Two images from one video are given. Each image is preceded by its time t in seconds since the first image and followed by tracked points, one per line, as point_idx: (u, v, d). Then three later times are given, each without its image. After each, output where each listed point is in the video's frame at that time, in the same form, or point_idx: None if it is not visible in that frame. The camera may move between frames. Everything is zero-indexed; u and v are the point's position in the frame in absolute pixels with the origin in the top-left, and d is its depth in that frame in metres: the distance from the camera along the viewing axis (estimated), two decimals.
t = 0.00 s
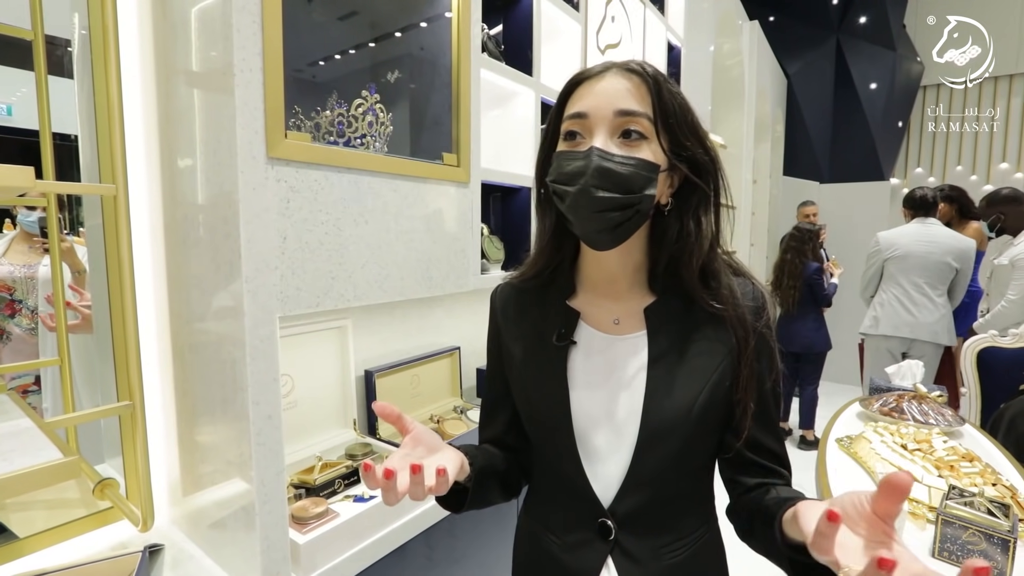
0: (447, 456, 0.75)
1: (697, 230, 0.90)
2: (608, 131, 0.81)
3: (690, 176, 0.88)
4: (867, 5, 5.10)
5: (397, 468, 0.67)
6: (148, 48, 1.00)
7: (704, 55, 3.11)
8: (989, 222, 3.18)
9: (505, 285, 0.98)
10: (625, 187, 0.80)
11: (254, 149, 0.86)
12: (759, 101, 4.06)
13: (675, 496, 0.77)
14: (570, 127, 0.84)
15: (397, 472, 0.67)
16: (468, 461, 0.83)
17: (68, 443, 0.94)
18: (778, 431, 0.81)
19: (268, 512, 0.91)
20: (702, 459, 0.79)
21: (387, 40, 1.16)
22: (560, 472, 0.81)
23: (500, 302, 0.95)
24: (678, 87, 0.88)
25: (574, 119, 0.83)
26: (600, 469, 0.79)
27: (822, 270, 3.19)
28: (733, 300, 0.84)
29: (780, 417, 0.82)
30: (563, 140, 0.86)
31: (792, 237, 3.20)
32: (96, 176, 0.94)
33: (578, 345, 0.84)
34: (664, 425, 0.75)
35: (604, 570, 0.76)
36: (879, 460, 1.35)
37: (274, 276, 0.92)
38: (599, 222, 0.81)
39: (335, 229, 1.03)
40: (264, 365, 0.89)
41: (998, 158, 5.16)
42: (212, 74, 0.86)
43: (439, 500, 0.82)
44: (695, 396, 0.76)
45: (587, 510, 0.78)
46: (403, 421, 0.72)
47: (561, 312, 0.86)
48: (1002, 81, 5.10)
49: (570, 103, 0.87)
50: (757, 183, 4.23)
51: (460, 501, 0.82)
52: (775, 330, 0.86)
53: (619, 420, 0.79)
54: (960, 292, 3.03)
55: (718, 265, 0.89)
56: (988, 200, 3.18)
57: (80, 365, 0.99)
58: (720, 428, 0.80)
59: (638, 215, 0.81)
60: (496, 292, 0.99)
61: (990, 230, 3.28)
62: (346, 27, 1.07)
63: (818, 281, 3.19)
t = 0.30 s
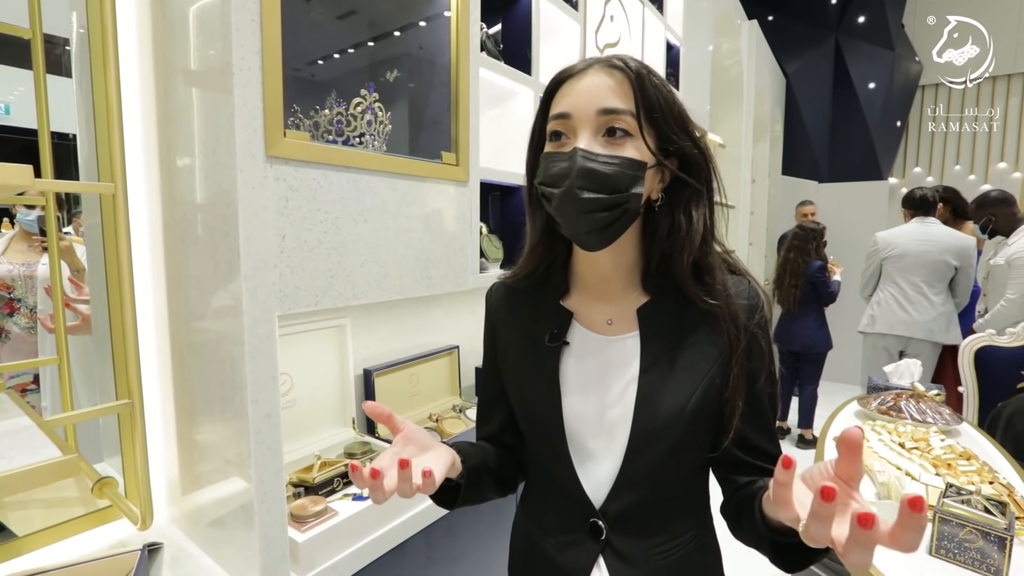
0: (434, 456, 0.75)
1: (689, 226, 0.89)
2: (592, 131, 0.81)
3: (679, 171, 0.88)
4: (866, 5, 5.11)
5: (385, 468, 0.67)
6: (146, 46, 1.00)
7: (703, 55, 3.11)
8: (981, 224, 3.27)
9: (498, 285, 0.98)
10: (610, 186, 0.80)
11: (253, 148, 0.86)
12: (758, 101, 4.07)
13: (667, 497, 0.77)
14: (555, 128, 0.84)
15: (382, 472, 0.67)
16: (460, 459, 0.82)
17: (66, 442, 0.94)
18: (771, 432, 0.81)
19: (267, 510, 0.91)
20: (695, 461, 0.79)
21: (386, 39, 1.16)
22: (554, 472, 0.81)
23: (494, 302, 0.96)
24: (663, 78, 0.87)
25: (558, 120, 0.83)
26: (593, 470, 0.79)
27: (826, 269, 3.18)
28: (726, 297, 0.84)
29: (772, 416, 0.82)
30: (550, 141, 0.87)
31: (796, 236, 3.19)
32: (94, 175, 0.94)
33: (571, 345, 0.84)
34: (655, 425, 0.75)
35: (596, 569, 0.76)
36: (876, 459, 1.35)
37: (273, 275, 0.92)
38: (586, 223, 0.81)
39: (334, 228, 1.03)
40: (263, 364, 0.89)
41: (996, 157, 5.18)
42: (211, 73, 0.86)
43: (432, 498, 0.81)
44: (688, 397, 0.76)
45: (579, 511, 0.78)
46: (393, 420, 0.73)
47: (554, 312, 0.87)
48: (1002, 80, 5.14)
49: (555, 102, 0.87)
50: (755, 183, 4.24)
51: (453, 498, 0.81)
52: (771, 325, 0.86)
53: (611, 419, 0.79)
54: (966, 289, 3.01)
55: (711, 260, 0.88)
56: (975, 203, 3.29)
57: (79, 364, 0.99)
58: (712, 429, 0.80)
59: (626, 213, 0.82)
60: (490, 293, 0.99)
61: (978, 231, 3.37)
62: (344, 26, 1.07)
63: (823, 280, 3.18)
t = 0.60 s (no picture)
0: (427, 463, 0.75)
1: (680, 224, 0.88)
2: (576, 136, 0.80)
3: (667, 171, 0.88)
4: (864, 5, 5.11)
5: (377, 479, 0.67)
6: (143, 45, 0.99)
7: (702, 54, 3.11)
8: (973, 227, 3.26)
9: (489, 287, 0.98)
10: (598, 194, 0.80)
11: (249, 147, 0.85)
12: (756, 101, 4.07)
13: (661, 499, 0.77)
14: (538, 133, 0.84)
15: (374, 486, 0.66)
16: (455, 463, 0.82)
17: (63, 443, 0.93)
18: (764, 432, 0.81)
19: (264, 511, 0.91)
20: (688, 463, 0.78)
21: (384, 39, 1.16)
22: (548, 474, 0.81)
23: (486, 304, 0.96)
24: (644, 74, 0.85)
25: (541, 125, 0.82)
26: (587, 473, 0.79)
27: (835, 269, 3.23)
28: (718, 296, 0.83)
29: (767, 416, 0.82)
30: (534, 146, 0.86)
31: (806, 235, 3.21)
32: (92, 174, 0.94)
33: (563, 347, 0.84)
34: (649, 427, 0.75)
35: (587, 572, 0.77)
36: (875, 458, 1.35)
37: (270, 274, 0.92)
38: (575, 231, 0.81)
39: (331, 228, 1.03)
40: (260, 364, 0.89)
41: (994, 158, 5.18)
42: (208, 73, 0.85)
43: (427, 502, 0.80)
44: (681, 399, 0.76)
45: (571, 513, 0.78)
46: (384, 429, 0.73)
47: (546, 314, 0.86)
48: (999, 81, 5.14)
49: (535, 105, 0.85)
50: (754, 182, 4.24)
51: (448, 501, 0.80)
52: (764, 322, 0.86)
53: (604, 421, 0.78)
54: (965, 288, 3.02)
55: (702, 258, 0.88)
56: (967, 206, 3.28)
57: (76, 364, 0.99)
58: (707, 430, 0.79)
59: (616, 219, 0.82)
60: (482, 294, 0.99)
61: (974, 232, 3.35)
62: (342, 26, 1.06)
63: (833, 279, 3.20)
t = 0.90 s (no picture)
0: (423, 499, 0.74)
1: (675, 210, 0.88)
2: (569, 130, 0.80)
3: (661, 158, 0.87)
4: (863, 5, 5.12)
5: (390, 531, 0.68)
6: (141, 45, 0.99)
7: (701, 54, 3.11)
8: (972, 228, 3.29)
9: (483, 286, 0.97)
10: (597, 185, 0.80)
11: (247, 147, 0.85)
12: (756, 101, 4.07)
13: (659, 501, 0.76)
14: (532, 131, 0.84)
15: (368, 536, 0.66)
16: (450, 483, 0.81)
17: (60, 443, 0.93)
18: (763, 434, 0.80)
19: (262, 512, 0.91)
20: (686, 466, 0.78)
21: (383, 39, 1.15)
22: (542, 476, 0.80)
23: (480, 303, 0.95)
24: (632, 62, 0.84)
25: (534, 122, 0.82)
26: (583, 474, 0.78)
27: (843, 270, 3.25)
28: (713, 283, 0.84)
29: (766, 417, 0.81)
30: (528, 144, 0.86)
31: (817, 234, 3.23)
32: (89, 174, 0.93)
33: (559, 345, 0.83)
34: (647, 426, 0.74)
35: None
36: (875, 458, 1.34)
37: (268, 275, 0.91)
38: (576, 225, 0.81)
39: (329, 228, 1.02)
40: (258, 364, 0.89)
41: (992, 158, 5.19)
42: (206, 72, 0.85)
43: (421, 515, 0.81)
44: (680, 399, 0.75)
45: (567, 517, 0.77)
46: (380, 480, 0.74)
47: (543, 312, 0.86)
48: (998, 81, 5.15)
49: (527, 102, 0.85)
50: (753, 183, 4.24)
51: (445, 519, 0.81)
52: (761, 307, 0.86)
53: (602, 421, 0.78)
54: (965, 289, 3.04)
55: (699, 245, 0.88)
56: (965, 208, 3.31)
57: (74, 364, 0.99)
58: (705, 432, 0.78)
59: (616, 209, 0.81)
60: (475, 293, 0.98)
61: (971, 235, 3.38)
62: (341, 25, 1.06)
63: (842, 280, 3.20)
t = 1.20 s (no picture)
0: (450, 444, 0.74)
1: (664, 195, 0.86)
2: (551, 120, 0.79)
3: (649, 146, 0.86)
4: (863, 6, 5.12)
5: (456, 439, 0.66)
6: (141, 45, 0.99)
7: (701, 55, 3.11)
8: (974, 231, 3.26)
9: (474, 291, 0.93)
10: (582, 166, 0.78)
11: (248, 148, 0.85)
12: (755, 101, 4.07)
13: (658, 504, 0.76)
14: (516, 130, 0.83)
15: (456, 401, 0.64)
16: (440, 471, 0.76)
17: (59, 444, 0.93)
18: (761, 435, 0.80)
19: (262, 513, 0.91)
20: (683, 470, 0.77)
21: (383, 39, 1.15)
22: (534, 481, 0.78)
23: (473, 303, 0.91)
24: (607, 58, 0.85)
25: (517, 121, 0.81)
26: (581, 479, 0.76)
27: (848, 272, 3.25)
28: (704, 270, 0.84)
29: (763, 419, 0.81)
30: (514, 144, 0.85)
31: (824, 235, 3.23)
32: (89, 174, 0.93)
33: (559, 346, 0.81)
34: (648, 431, 0.73)
35: None
36: (875, 459, 1.34)
37: (269, 276, 0.91)
38: (566, 212, 0.78)
39: (330, 228, 1.02)
40: (259, 365, 0.89)
41: (991, 158, 5.20)
42: (206, 72, 0.85)
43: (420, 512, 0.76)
44: (681, 404, 0.74)
45: (564, 520, 0.76)
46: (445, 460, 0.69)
47: (542, 312, 0.83)
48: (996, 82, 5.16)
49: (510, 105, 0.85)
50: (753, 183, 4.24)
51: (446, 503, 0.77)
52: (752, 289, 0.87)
53: (602, 426, 0.75)
54: (965, 288, 3.05)
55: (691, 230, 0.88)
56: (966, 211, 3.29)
57: (74, 365, 0.98)
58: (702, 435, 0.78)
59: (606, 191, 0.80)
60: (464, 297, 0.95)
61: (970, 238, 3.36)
62: (341, 26, 1.06)
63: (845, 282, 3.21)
